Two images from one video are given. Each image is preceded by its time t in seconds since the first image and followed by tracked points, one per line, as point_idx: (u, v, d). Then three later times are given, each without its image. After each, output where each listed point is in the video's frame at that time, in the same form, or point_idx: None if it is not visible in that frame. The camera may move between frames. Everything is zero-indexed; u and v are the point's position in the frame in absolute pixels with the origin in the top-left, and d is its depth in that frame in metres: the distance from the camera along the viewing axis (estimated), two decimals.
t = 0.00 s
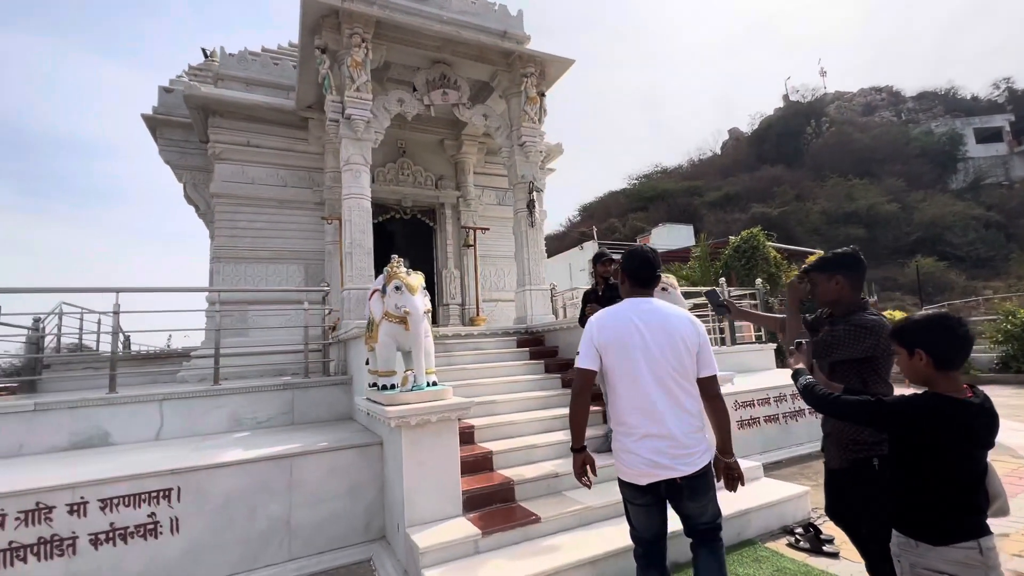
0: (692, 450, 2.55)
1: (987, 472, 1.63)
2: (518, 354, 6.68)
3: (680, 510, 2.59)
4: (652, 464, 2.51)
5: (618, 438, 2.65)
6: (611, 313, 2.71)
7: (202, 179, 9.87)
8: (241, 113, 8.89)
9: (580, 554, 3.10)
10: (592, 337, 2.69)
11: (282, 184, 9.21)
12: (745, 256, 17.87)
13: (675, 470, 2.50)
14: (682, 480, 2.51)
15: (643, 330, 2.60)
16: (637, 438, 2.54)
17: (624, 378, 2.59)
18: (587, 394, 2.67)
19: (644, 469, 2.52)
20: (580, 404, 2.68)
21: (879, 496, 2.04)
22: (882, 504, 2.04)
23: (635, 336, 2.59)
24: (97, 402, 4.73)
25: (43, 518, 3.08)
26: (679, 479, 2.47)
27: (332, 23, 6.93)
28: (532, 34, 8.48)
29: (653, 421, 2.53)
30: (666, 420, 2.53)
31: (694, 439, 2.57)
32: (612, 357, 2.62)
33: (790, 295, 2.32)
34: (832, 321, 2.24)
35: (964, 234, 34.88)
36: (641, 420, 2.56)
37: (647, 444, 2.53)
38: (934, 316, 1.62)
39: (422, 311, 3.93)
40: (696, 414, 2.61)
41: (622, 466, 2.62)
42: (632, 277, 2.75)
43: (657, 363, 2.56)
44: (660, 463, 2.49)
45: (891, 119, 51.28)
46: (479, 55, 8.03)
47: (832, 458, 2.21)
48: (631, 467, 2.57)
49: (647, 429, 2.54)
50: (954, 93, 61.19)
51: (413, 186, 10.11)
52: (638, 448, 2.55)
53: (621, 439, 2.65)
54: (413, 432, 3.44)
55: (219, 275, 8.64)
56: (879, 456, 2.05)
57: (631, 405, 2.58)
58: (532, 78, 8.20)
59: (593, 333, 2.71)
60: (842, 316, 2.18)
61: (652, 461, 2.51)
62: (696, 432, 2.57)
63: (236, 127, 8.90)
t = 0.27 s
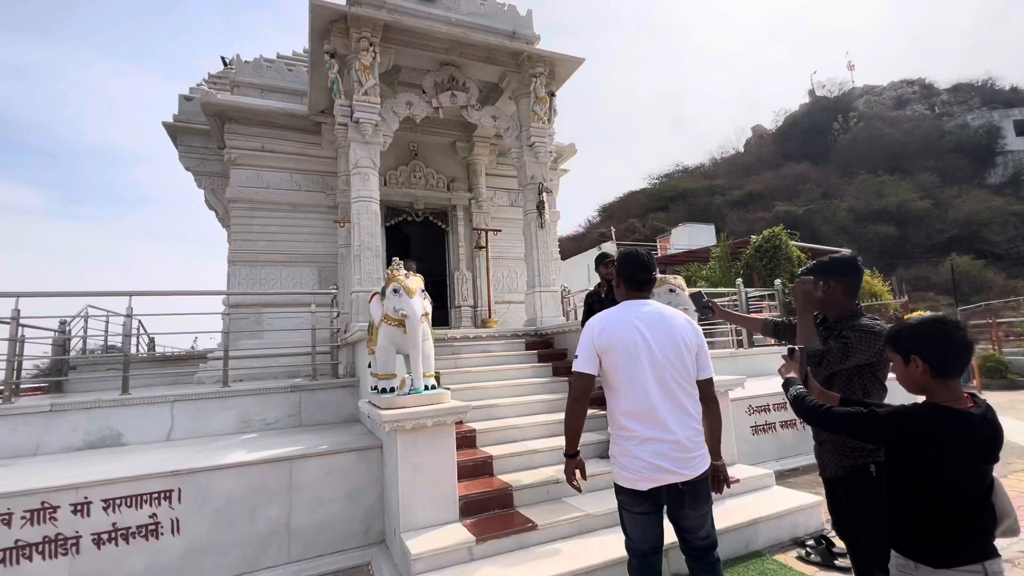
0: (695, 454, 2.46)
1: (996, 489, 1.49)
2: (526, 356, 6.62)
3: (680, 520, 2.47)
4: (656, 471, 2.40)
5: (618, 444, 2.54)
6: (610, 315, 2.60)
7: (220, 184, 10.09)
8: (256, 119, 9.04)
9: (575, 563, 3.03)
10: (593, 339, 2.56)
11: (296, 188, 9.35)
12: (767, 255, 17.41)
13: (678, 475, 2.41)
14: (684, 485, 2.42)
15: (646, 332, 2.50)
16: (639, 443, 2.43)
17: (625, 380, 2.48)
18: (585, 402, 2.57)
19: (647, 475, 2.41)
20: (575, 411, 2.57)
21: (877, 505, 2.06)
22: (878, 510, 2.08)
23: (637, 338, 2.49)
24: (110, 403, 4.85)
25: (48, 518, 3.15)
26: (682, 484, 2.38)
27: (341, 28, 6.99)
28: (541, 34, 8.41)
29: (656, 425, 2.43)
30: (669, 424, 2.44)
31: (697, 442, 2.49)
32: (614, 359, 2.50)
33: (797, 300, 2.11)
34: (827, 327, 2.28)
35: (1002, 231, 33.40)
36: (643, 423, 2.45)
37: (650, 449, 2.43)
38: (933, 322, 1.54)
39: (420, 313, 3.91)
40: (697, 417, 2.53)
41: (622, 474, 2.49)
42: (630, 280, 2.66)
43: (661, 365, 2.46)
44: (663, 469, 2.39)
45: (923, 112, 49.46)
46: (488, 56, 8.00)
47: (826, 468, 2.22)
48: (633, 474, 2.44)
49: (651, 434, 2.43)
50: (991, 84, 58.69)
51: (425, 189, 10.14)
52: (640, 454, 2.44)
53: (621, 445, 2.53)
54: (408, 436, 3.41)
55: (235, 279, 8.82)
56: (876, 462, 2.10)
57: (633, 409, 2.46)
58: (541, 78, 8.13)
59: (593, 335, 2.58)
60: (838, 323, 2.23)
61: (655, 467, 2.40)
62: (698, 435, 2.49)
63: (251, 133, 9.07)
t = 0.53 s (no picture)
0: (698, 467, 2.35)
1: (983, 515, 1.46)
2: (532, 361, 6.57)
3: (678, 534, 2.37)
4: (660, 483, 2.26)
5: (618, 456, 2.38)
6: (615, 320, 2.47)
7: (236, 190, 10.30)
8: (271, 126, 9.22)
9: None
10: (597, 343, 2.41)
11: (309, 193, 9.49)
12: (787, 258, 16.98)
13: (682, 489, 2.29)
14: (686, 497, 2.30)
15: (652, 337, 2.39)
16: (644, 454, 2.28)
17: (632, 386, 2.33)
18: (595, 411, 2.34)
19: (651, 488, 2.27)
20: (584, 420, 2.34)
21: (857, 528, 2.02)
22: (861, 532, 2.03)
23: (644, 344, 2.36)
24: (121, 406, 4.98)
25: (52, 519, 3.23)
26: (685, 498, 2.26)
27: (349, 35, 7.08)
28: (550, 37, 8.39)
29: (662, 435, 2.29)
30: (674, 434, 2.31)
31: (699, 455, 2.38)
32: (620, 364, 2.35)
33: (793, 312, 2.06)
34: (813, 339, 2.30)
35: None
36: (649, 434, 2.31)
37: (655, 460, 2.28)
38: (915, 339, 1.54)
39: (416, 320, 3.93)
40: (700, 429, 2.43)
41: (622, 488, 2.33)
42: (639, 290, 2.55)
43: (668, 372, 2.34)
44: (667, 481, 2.26)
45: (955, 109, 47.74)
46: (496, 61, 8.00)
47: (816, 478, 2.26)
48: (635, 488, 2.29)
49: (656, 445, 2.29)
50: None
51: (436, 193, 10.19)
52: (644, 466, 2.29)
53: (621, 457, 2.38)
54: (401, 443, 3.41)
55: (249, 283, 8.99)
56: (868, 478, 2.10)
57: (638, 418, 2.32)
58: (549, 81, 8.10)
59: (598, 339, 2.43)
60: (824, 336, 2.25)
61: (660, 480, 2.26)
62: (700, 448, 2.39)
63: (266, 140, 9.25)
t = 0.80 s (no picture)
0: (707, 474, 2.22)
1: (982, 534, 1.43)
2: (536, 365, 6.51)
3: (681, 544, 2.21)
4: (670, 489, 2.09)
5: (624, 461, 2.20)
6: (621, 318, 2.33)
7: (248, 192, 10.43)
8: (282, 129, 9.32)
9: None
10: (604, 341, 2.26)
11: (319, 195, 9.57)
12: (802, 262, 16.59)
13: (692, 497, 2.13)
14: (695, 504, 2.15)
15: (661, 335, 2.26)
16: (655, 459, 2.11)
17: (642, 386, 2.18)
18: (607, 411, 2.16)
19: (662, 496, 2.09)
20: (596, 422, 2.16)
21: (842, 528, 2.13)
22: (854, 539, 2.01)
23: (654, 341, 2.23)
24: (127, 404, 5.04)
25: (51, 514, 3.27)
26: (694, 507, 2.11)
27: (358, 38, 7.13)
28: (558, 39, 8.35)
29: (672, 438, 2.14)
30: (683, 437, 2.17)
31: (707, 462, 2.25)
32: (628, 362, 2.20)
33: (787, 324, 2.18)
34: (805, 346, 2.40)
35: None
36: (660, 437, 2.15)
37: (666, 466, 2.11)
38: (907, 347, 1.55)
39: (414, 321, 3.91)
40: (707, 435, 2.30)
41: (629, 496, 2.14)
42: (648, 292, 2.42)
43: (677, 372, 2.21)
44: (678, 488, 2.10)
45: (980, 111, 46.54)
46: (504, 63, 7.99)
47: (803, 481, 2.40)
48: (643, 494, 2.11)
49: (666, 448, 2.13)
50: None
51: (444, 195, 10.20)
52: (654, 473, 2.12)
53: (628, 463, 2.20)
54: (396, 445, 3.38)
55: (259, 284, 9.09)
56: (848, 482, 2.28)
57: (647, 419, 2.16)
58: (557, 83, 8.07)
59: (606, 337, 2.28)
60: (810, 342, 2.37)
61: (670, 485, 2.09)
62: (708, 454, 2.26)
63: (277, 142, 9.35)
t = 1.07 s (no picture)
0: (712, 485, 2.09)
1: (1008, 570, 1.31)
2: (540, 370, 6.40)
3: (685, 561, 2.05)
4: (677, 503, 1.96)
5: (626, 474, 2.06)
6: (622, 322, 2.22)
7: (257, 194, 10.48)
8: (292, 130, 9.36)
9: None
10: (605, 345, 2.14)
11: (328, 197, 9.58)
12: (817, 271, 16.12)
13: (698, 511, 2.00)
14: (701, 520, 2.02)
15: (664, 338, 2.15)
16: (659, 470, 1.99)
17: (644, 392, 2.06)
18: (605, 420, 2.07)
19: (667, 509, 1.96)
20: (594, 429, 2.07)
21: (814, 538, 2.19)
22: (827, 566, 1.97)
23: (657, 346, 2.11)
24: (127, 402, 5.02)
25: (40, 513, 3.23)
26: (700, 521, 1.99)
27: (366, 40, 7.13)
28: (568, 41, 8.28)
29: (678, 448, 2.01)
30: (689, 448, 2.04)
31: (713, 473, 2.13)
32: (631, 368, 2.08)
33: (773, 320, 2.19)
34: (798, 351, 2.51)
35: None
36: (664, 447, 2.02)
37: (671, 477, 1.99)
38: (929, 354, 1.42)
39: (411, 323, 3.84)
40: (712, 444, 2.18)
41: (633, 511, 2.00)
42: (645, 295, 2.32)
43: (682, 378, 2.10)
44: (684, 501, 1.97)
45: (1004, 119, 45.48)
46: (513, 65, 7.93)
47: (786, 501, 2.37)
48: (648, 509, 1.98)
49: (673, 459, 2.00)
50: None
51: (452, 199, 10.16)
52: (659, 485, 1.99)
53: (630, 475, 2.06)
54: (389, 450, 3.30)
55: (266, 284, 9.10)
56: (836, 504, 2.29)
57: (652, 428, 2.03)
58: (567, 86, 7.99)
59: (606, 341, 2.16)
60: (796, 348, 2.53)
61: (677, 499, 1.96)
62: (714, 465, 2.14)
63: (286, 144, 9.39)
